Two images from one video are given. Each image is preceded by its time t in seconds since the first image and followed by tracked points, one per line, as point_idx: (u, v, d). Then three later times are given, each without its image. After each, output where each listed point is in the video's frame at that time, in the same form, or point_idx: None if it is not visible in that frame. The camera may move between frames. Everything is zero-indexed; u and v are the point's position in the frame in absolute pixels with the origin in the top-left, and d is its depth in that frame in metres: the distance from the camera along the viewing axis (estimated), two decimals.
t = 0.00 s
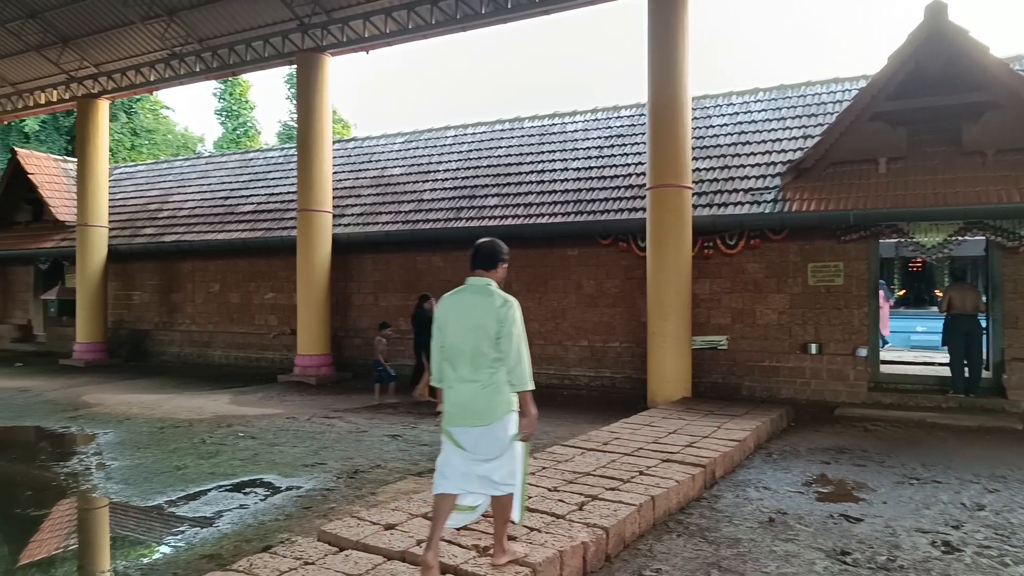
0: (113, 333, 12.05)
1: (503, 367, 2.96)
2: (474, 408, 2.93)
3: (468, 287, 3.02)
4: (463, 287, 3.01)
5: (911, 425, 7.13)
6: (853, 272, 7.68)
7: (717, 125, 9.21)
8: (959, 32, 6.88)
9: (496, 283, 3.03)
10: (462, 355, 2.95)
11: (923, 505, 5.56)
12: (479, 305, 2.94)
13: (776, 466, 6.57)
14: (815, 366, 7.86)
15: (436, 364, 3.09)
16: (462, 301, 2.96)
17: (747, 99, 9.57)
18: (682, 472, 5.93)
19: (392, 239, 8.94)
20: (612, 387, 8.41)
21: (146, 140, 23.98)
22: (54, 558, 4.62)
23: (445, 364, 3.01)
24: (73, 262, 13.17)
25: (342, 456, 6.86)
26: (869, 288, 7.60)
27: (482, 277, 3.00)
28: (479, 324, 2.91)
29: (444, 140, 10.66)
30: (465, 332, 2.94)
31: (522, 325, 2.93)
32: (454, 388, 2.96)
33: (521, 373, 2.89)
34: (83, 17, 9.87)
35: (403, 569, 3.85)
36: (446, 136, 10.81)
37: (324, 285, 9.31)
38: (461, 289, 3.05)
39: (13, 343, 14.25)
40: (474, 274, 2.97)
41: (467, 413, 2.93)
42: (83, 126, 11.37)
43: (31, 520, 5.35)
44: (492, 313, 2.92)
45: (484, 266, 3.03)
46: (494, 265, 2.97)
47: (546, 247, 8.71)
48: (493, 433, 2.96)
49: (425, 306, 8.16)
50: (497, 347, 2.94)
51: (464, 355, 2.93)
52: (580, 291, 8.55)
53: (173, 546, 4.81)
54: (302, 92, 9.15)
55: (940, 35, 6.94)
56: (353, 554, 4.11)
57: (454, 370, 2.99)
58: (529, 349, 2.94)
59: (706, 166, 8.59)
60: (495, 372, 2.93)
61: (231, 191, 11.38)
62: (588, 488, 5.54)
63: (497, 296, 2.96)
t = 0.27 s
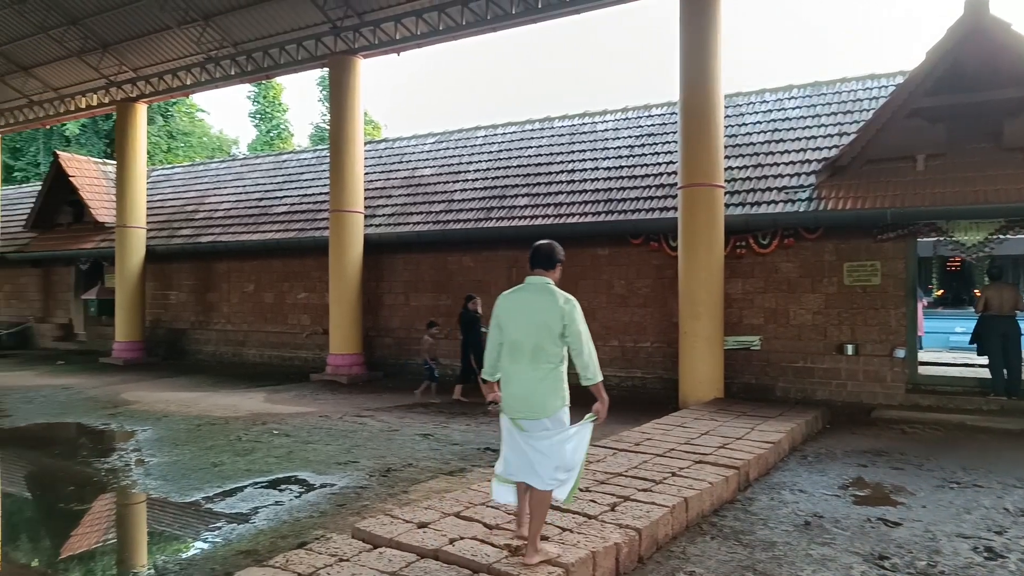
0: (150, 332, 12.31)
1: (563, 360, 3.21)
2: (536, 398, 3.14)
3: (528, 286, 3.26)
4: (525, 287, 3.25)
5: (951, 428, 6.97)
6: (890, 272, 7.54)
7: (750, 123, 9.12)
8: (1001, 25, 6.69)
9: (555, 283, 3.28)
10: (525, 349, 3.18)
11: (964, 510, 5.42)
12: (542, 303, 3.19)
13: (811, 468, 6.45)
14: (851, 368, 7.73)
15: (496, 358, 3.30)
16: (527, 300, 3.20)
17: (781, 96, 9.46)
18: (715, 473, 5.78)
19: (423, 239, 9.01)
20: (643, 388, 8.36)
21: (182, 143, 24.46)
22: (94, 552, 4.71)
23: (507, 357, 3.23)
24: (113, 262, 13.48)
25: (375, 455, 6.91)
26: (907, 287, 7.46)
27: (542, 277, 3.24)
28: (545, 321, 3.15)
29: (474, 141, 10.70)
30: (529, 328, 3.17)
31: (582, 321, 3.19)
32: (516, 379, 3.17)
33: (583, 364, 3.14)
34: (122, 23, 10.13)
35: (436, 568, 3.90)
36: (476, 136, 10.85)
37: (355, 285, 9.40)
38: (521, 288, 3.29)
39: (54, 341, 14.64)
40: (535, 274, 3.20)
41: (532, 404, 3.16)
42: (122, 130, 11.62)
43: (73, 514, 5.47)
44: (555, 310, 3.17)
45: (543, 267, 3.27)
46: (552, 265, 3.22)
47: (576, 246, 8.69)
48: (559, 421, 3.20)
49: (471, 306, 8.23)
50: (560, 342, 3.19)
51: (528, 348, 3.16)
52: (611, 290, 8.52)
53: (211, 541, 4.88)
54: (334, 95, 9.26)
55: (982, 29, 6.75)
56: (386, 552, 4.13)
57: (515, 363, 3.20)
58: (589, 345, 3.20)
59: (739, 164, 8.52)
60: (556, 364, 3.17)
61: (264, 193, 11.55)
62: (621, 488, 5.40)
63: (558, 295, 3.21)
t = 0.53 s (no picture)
0: (183, 331, 12.51)
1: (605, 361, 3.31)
2: (579, 399, 3.25)
3: (570, 290, 3.37)
4: (568, 292, 3.35)
5: (988, 431, 6.81)
6: (925, 271, 7.40)
7: (781, 121, 9.02)
8: None
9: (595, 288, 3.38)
10: (568, 351, 3.28)
11: (1003, 515, 5.29)
12: (585, 307, 3.29)
13: (844, 471, 6.32)
14: (884, 369, 7.61)
15: (539, 360, 3.40)
16: (570, 304, 3.29)
17: (813, 93, 9.34)
18: (745, 475, 5.64)
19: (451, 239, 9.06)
20: (671, 388, 8.30)
21: (214, 145, 24.84)
22: (129, 547, 4.79)
23: (552, 361, 3.33)
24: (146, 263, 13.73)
25: (404, 454, 6.94)
26: (943, 287, 7.31)
27: (584, 281, 3.34)
28: (588, 324, 3.26)
29: (502, 141, 10.72)
30: (573, 331, 3.27)
31: (623, 325, 3.29)
32: (562, 381, 3.27)
33: (624, 365, 3.24)
34: (157, 26, 10.32)
35: (465, 567, 3.89)
36: (503, 136, 10.87)
37: (384, 285, 9.47)
38: (564, 292, 3.40)
39: (90, 340, 14.97)
40: (578, 279, 3.31)
41: (577, 405, 3.25)
42: (156, 134, 11.82)
43: (109, 510, 5.57)
44: (598, 314, 3.27)
45: (584, 272, 3.37)
46: (594, 270, 3.31)
47: (604, 246, 8.66)
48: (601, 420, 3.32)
49: (511, 304, 8.29)
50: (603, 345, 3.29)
51: (572, 351, 3.26)
52: (639, 290, 8.48)
53: (244, 538, 4.94)
54: (363, 97, 9.33)
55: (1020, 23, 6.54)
56: (416, 550, 4.14)
57: (559, 364, 3.31)
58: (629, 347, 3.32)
59: (769, 163, 8.43)
60: (599, 366, 3.27)
61: (294, 194, 11.68)
62: (650, 489, 5.28)
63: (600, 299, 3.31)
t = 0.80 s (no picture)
0: (217, 331, 12.72)
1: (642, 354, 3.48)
2: (617, 388, 3.44)
3: (609, 288, 3.59)
4: (606, 288, 3.56)
5: None
6: (962, 269, 7.24)
7: (814, 117, 8.91)
8: None
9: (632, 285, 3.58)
10: (607, 344, 3.49)
11: None
12: (622, 302, 3.49)
13: (880, 473, 6.19)
14: (921, 369, 7.46)
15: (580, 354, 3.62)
16: (607, 300, 3.51)
17: (846, 89, 9.21)
18: (778, 477, 5.50)
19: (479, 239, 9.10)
20: (702, 388, 8.23)
21: (246, 148, 25.25)
22: (165, 544, 4.87)
23: (591, 354, 3.54)
24: (179, 264, 13.98)
25: (434, 453, 6.97)
26: (981, 286, 7.15)
27: (622, 279, 3.55)
28: (624, 318, 3.45)
29: (529, 141, 10.73)
30: (610, 325, 3.48)
31: (658, 319, 3.46)
32: (600, 373, 3.48)
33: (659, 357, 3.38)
34: (189, 31, 10.52)
35: (496, 566, 3.86)
36: (531, 136, 10.88)
37: (413, 285, 9.53)
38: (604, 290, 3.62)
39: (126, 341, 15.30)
40: (616, 277, 3.52)
41: (615, 395, 3.45)
42: (190, 137, 12.02)
43: (146, 507, 5.68)
44: (634, 308, 3.46)
45: (622, 270, 3.58)
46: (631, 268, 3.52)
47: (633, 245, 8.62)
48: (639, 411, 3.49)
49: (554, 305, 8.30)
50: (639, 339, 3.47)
51: (609, 343, 3.46)
52: (669, 290, 8.43)
53: (277, 535, 5.00)
54: (391, 98, 9.40)
55: None
56: (447, 549, 4.14)
57: (598, 357, 3.51)
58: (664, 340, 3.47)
59: (802, 160, 8.33)
60: (635, 358, 3.45)
61: (324, 195, 11.81)
62: (681, 490, 5.16)
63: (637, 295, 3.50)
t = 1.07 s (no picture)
0: (247, 330, 12.90)
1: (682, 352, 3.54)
2: (656, 385, 3.52)
3: (650, 288, 3.67)
4: (647, 288, 3.64)
5: None
6: (999, 269, 7.08)
7: (845, 114, 8.78)
8: None
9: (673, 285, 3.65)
10: (648, 342, 3.58)
11: None
12: (662, 302, 3.56)
13: (913, 476, 6.07)
14: (955, 371, 7.30)
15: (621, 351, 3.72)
16: (647, 298, 3.59)
17: (878, 86, 9.06)
18: (809, 479, 5.42)
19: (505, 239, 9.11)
20: (730, 389, 8.15)
21: (275, 149, 25.57)
22: (196, 540, 4.95)
23: (632, 351, 3.63)
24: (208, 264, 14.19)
25: (461, 452, 7.00)
26: (1019, 285, 6.99)
27: (662, 279, 3.63)
28: (663, 316, 3.53)
29: (556, 140, 10.71)
30: (649, 323, 3.56)
31: (697, 317, 3.52)
32: (640, 369, 3.57)
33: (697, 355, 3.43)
34: (220, 35, 10.69)
35: (524, 566, 3.86)
36: (557, 135, 10.86)
37: (439, 285, 9.57)
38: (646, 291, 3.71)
39: (158, 339, 15.58)
40: (656, 278, 3.61)
41: (653, 391, 3.53)
42: (221, 140, 12.20)
43: (178, 503, 5.78)
44: (673, 308, 3.53)
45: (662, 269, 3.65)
46: (672, 269, 3.59)
47: (660, 245, 8.56)
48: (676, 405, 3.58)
49: (597, 305, 8.14)
50: (677, 337, 3.54)
51: (650, 341, 3.55)
52: (696, 289, 8.36)
53: (307, 532, 5.06)
54: (418, 99, 9.46)
55: None
56: (475, 548, 4.15)
57: (639, 354, 3.61)
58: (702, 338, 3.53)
59: (833, 158, 8.21)
60: (674, 355, 3.52)
61: (351, 196, 11.92)
62: (711, 491, 5.10)
63: (677, 295, 3.57)
